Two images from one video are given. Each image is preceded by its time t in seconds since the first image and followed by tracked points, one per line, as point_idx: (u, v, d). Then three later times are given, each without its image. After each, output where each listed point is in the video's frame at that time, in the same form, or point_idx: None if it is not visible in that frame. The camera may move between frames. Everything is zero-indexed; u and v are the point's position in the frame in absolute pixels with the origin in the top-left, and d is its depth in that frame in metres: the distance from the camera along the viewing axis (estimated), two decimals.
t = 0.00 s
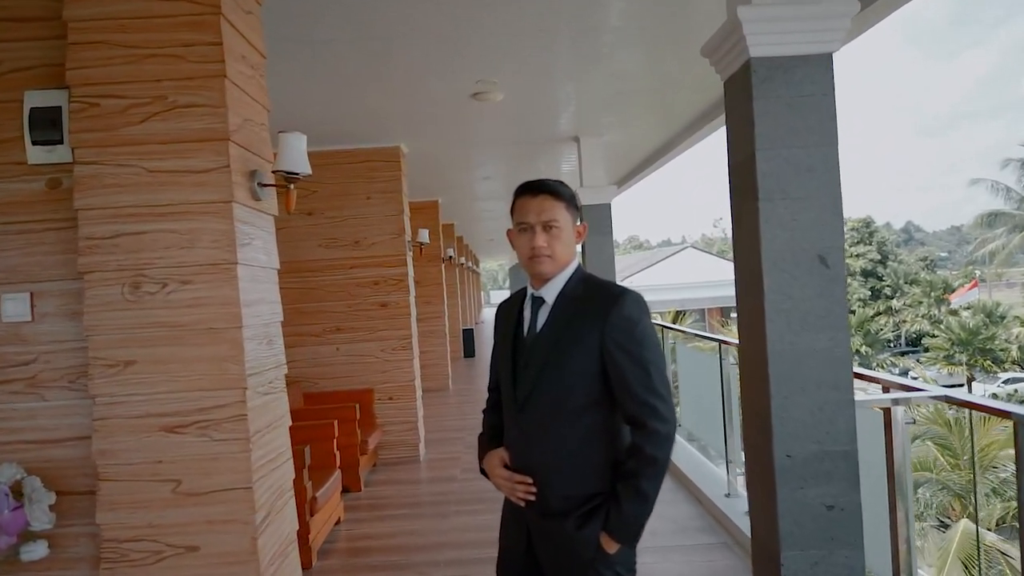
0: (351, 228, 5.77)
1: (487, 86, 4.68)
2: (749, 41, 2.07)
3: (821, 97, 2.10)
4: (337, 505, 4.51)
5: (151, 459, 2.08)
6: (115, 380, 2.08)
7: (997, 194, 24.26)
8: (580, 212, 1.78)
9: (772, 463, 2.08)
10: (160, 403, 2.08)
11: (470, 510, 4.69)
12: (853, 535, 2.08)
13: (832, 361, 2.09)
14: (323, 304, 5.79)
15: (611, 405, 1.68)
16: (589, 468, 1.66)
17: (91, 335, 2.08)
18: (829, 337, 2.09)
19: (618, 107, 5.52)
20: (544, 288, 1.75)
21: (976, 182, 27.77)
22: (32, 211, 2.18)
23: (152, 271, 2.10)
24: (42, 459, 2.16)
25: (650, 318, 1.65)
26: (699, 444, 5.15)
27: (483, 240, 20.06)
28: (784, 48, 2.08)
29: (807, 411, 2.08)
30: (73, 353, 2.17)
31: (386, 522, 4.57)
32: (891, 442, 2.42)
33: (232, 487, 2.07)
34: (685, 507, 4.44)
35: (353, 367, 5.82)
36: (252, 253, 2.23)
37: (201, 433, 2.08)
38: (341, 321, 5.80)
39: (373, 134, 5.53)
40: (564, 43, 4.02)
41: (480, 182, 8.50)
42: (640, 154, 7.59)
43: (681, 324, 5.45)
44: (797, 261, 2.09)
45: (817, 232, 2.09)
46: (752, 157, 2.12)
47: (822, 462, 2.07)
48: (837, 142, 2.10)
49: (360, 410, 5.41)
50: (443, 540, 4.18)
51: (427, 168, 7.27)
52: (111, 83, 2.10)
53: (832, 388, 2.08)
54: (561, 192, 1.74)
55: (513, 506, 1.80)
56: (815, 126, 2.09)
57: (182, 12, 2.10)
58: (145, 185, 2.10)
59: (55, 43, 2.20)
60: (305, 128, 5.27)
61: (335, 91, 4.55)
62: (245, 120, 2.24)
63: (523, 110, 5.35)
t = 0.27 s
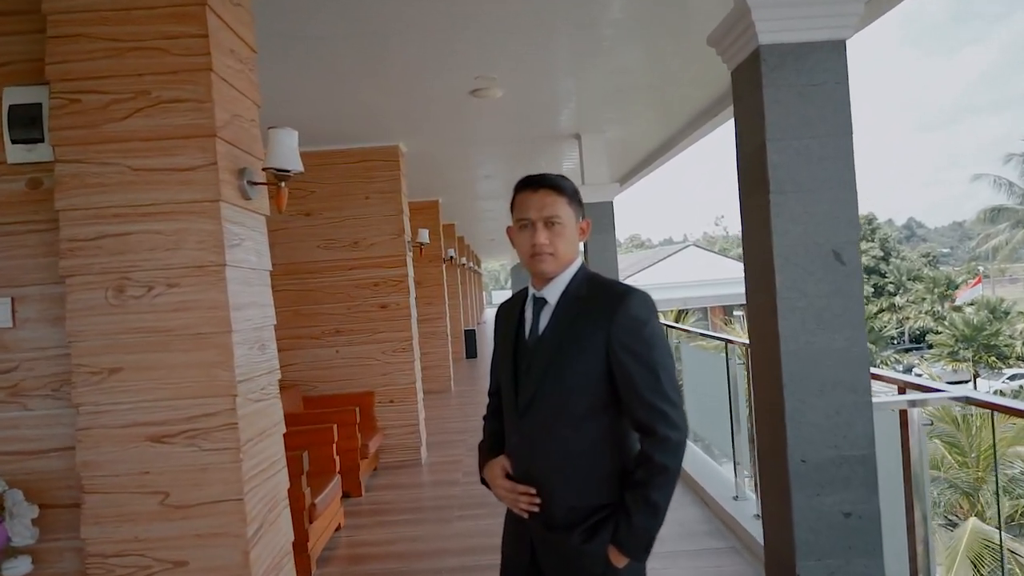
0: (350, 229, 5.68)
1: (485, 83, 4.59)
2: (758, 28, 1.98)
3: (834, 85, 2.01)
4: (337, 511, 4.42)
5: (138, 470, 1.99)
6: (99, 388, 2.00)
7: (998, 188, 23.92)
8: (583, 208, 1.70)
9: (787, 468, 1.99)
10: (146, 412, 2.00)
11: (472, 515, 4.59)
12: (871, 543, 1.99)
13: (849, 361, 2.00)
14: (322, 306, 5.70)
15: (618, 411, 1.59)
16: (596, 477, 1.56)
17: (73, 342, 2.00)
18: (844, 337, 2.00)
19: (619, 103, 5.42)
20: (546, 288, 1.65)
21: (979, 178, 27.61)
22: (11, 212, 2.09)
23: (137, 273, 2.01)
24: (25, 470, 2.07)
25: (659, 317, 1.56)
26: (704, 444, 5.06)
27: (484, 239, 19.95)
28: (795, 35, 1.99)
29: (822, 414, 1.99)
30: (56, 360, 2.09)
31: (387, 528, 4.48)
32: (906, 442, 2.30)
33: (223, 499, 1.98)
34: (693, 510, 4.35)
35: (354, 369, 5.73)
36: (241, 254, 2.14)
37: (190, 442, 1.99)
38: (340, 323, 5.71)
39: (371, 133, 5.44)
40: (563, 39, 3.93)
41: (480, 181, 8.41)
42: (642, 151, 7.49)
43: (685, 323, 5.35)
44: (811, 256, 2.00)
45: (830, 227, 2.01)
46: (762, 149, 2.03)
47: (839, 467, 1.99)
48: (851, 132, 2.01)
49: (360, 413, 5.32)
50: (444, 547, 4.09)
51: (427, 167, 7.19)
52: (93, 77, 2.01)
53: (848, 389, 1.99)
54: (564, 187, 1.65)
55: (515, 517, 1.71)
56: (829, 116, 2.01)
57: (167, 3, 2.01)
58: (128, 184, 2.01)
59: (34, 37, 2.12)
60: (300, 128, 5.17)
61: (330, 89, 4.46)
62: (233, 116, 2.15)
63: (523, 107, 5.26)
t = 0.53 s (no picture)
0: (350, 230, 5.59)
1: (484, 80, 4.48)
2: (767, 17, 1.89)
3: (848, 74, 1.93)
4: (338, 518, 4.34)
5: (123, 483, 1.91)
6: (81, 399, 1.91)
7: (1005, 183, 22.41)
8: (587, 205, 1.61)
9: (801, 476, 1.91)
10: (131, 422, 1.91)
11: (474, 521, 4.50)
12: (891, 554, 1.91)
13: (866, 364, 1.92)
14: (322, 309, 5.61)
15: (624, 419, 1.50)
16: (602, 490, 1.47)
17: (55, 350, 1.91)
18: (860, 338, 1.92)
19: (620, 101, 5.33)
20: (548, 290, 1.57)
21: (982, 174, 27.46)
22: None
23: (121, 277, 1.92)
24: (6, 484, 1.99)
25: (666, 320, 1.46)
26: (710, 446, 4.96)
27: (486, 240, 19.84)
28: (806, 23, 1.91)
29: (838, 419, 1.91)
30: (38, 368, 2.00)
31: (388, 534, 4.39)
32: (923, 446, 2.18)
33: (212, 513, 1.90)
34: (701, 515, 4.26)
35: (354, 373, 5.64)
36: (230, 257, 2.05)
37: (177, 454, 1.90)
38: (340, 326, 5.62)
39: (369, 133, 5.35)
40: (563, 36, 3.84)
41: (480, 181, 8.32)
42: (643, 149, 7.40)
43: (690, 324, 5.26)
44: (824, 255, 1.93)
45: (844, 223, 1.93)
46: (772, 144, 1.95)
47: (856, 475, 1.91)
48: (867, 124, 1.93)
49: (360, 417, 5.23)
50: (445, 555, 4.00)
51: (428, 167, 7.11)
52: (73, 73, 1.93)
53: (865, 392, 1.91)
54: (566, 183, 1.57)
55: (517, 531, 1.63)
56: (842, 108, 1.93)
57: None
58: (110, 185, 1.93)
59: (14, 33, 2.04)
60: (296, 128, 5.09)
61: (325, 89, 4.37)
62: (220, 113, 2.06)
63: (523, 105, 5.16)
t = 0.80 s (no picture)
0: (348, 233, 5.51)
1: (481, 78, 4.38)
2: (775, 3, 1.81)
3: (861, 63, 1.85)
4: (340, 527, 4.25)
5: (109, 501, 1.83)
6: (62, 413, 1.83)
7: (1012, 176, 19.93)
8: (590, 204, 1.52)
9: (818, 485, 1.84)
10: (115, 437, 1.83)
11: (476, 528, 4.41)
12: (912, 563, 1.84)
13: (883, 366, 1.85)
14: (321, 313, 5.53)
15: (633, 431, 1.40)
16: (610, 506, 1.38)
17: (34, 362, 1.83)
18: (877, 339, 1.85)
19: (620, 97, 5.24)
20: (550, 293, 1.48)
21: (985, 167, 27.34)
22: None
23: (103, 285, 1.84)
24: None
25: (674, 324, 1.37)
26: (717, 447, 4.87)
27: (488, 241, 19.74)
28: (816, 9, 1.83)
29: (855, 424, 1.84)
30: (19, 382, 1.93)
31: (389, 542, 4.30)
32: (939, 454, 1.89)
33: (202, 530, 1.81)
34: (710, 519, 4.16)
35: (354, 378, 5.55)
36: (217, 262, 1.96)
37: (165, 469, 1.82)
38: (340, 330, 5.54)
39: (365, 133, 5.25)
40: (561, 32, 3.75)
41: (480, 181, 8.23)
42: (644, 146, 7.30)
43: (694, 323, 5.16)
44: (839, 253, 1.85)
45: (858, 220, 1.86)
46: (783, 138, 1.88)
47: (874, 482, 1.84)
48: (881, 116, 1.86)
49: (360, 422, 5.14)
50: (447, 563, 3.91)
51: (427, 168, 7.03)
52: (50, 72, 1.85)
53: (883, 396, 1.84)
54: (568, 181, 1.49)
55: (521, 547, 1.54)
56: (856, 99, 1.86)
57: None
58: (91, 188, 1.84)
59: None
60: (292, 129, 5.00)
61: (319, 89, 4.27)
62: (204, 112, 1.97)
63: (522, 103, 5.06)
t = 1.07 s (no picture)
0: (346, 235, 5.42)
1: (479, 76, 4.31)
2: None
3: (876, 50, 1.77)
4: (340, 535, 4.18)
5: (92, 517, 1.75)
6: (43, 427, 1.75)
7: None
8: (592, 201, 1.44)
9: (835, 493, 1.76)
10: (98, 451, 1.75)
11: (478, 534, 4.33)
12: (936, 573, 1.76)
13: (901, 368, 1.77)
14: (319, 317, 5.45)
15: (642, 442, 1.32)
16: (618, 523, 1.30)
17: (12, 374, 1.75)
18: (895, 340, 1.77)
19: (621, 93, 5.15)
20: (551, 296, 1.40)
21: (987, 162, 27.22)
22: None
23: (83, 293, 1.76)
24: None
25: (683, 328, 1.28)
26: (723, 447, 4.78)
27: (489, 241, 19.65)
28: None
29: (873, 429, 1.76)
30: None
31: (390, 550, 4.22)
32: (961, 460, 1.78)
33: (190, 547, 1.73)
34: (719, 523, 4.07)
35: (354, 382, 5.47)
36: (203, 266, 1.88)
37: (151, 484, 1.74)
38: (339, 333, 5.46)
39: (362, 133, 5.17)
40: (558, 28, 3.67)
41: (480, 181, 8.15)
42: (646, 144, 7.22)
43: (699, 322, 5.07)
44: (853, 250, 1.77)
45: (873, 215, 1.77)
46: (794, 130, 1.80)
47: (894, 489, 1.76)
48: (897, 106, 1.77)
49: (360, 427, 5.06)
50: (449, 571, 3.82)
51: (425, 168, 6.95)
52: (27, 70, 1.77)
53: (902, 399, 1.76)
54: (569, 177, 1.41)
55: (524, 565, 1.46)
56: (870, 87, 1.78)
57: None
58: (71, 192, 1.76)
59: None
60: (287, 130, 4.92)
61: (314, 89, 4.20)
62: (189, 110, 1.89)
63: (520, 100, 4.98)
